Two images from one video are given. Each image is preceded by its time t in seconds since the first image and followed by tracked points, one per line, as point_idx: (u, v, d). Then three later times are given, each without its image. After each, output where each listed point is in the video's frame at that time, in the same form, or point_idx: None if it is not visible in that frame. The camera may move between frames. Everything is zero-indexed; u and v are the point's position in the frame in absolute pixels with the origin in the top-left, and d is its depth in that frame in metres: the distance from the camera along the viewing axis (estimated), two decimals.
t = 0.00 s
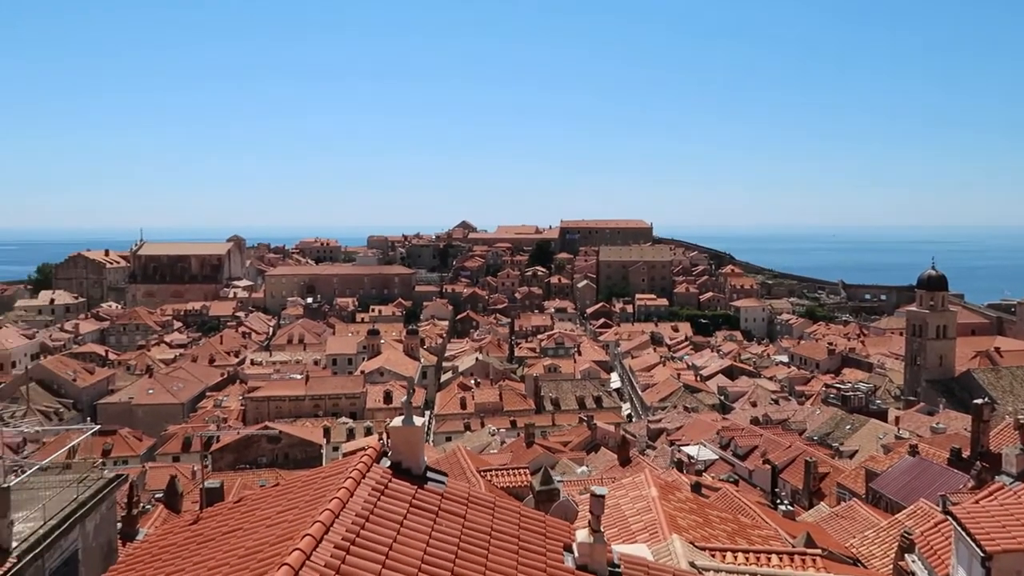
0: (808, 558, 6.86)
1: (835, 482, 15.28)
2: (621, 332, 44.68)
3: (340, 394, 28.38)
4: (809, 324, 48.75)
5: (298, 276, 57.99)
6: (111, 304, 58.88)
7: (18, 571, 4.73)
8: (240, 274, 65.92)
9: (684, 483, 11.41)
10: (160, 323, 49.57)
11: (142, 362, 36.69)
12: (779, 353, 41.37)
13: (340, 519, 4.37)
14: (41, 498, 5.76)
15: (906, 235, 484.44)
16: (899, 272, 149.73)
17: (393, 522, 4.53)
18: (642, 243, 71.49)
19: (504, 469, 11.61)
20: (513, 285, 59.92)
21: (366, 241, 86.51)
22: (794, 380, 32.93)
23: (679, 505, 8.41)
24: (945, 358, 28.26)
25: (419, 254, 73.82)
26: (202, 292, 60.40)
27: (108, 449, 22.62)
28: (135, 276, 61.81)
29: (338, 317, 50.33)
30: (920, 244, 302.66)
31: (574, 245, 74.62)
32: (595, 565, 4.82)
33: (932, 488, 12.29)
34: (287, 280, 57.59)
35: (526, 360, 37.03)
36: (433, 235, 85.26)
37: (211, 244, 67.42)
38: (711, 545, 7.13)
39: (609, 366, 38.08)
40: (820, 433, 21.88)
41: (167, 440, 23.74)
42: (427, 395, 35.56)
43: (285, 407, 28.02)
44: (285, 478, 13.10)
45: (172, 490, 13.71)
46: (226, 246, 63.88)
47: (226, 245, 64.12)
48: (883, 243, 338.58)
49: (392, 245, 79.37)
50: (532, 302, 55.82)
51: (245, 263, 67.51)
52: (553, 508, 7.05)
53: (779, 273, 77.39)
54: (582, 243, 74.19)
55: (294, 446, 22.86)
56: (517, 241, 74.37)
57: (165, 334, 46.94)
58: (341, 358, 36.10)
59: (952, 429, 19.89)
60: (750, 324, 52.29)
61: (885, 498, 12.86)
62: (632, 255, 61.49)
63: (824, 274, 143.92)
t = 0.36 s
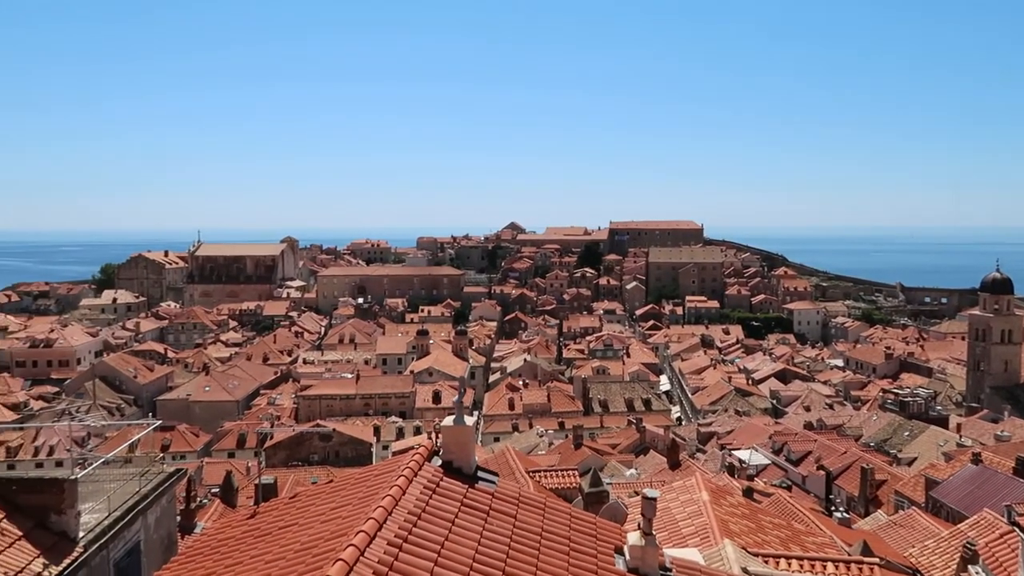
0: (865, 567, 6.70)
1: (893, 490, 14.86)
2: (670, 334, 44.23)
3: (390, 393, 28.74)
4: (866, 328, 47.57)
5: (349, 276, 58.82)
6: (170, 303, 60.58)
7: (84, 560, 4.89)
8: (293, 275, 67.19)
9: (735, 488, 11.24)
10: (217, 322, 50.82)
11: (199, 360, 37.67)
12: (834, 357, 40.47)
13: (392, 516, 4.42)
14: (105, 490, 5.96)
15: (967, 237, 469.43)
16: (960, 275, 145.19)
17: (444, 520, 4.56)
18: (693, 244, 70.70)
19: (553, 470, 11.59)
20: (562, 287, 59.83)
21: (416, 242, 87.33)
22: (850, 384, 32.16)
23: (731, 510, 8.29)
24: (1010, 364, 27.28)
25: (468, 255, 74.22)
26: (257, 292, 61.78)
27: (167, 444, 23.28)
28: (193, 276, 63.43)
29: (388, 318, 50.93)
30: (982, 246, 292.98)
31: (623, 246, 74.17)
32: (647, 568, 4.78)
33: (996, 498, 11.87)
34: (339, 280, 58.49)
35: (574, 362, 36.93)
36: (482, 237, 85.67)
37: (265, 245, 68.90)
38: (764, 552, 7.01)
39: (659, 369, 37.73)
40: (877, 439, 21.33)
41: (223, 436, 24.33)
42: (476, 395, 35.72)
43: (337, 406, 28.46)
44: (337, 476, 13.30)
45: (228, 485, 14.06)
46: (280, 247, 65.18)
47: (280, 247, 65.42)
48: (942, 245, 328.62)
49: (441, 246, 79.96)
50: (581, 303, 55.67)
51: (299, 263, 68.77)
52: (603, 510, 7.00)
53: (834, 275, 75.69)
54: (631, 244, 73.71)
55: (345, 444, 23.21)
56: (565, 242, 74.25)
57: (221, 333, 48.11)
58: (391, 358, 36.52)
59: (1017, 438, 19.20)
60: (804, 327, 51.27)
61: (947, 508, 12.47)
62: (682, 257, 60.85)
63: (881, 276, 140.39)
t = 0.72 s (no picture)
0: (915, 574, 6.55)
1: (944, 496, 14.48)
2: (713, 334, 43.71)
3: (431, 392, 28.98)
4: (916, 330, 46.43)
5: (391, 276, 59.34)
6: (217, 301, 61.84)
7: (136, 551, 5.02)
8: (337, 274, 68.07)
9: (779, 491, 11.07)
10: (262, 320, 51.70)
11: (245, 357, 38.41)
12: (882, 359, 39.56)
13: (435, 513, 4.45)
14: (155, 483, 6.10)
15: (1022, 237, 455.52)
16: (1016, 275, 140.78)
17: (486, 519, 4.57)
18: (736, 244, 69.79)
19: (594, 470, 11.55)
20: (603, 286, 59.54)
21: (457, 241, 87.74)
22: (899, 388, 31.42)
23: (775, 515, 8.16)
24: None
25: (509, 255, 74.31)
26: (301, 291, 62.73)
27: (214, 439, 23.77)
28: (239, 275, 64.70)
29: (429, 317, 51.26)
30: None
31: (665, 246, 73.51)
32: (690, 570, 4.74)
33: None
34: (381, 279, 59.05)
35: (615, 362, 36.74)
36: (523, 236, 85.73)
37: (309, 244, 69.92)
38: (809, 556, 6.89)
39: (701, 370, 37.31)
40: (927, 444, 20.80)
41: (267, 432, 24.74)
42: (516, 395, 35.75)
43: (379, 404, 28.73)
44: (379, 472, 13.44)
45: (273, 480, 14.31)
46: (323, 247, 66.08)
47: (323, 246, 66.33)
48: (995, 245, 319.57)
49: (482, 246, 80.20)
50: (622, 303, 55.33)
51: (342, 263, 69.63)
52: (645, 511, 6.97)
53: (883, 275, 74.02)
54: (673, 244, 73.04)
55: (387, 441, 23.47)
56: (607, 241, 73.89)
57: (266, 330, 48.94)
58: (432, 356, 36.76)
59: None
60: (851, 328, 50.24)
61: (1001, 516, 12.11)
62: (725, 256, 60.10)
63: (932, 276, 136.87)
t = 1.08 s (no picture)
0: None
1: (990, 501, 14.14)
2: (750, 334, 43.21)
3: (465, 389, 29.07)
4: (960, 330, 45.40)
5: (426, 274, 59.64)
6: (255, 299, 62.74)
7: (178, 544, 5.10)
8: (372, 272, 68.62)
9: (818, 493, 10.90)
10: (299, 317, 52.33)
11: (282, 354, 38.93)
12: (925, 360, 38.73)
13: (472, 511, 4.45)
14: (196, 477, 6.20)
15: None
16: None
17: (523, 517, 4.57)
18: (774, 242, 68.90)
19: (629, 470, 11.48)
20: (637, 285, 59.22)
21: (491, 240, 87.89)
22: (942, 389, 30.75)
23: (815, 516, 8.03)
24: None
25: (543, 253, 74.22)
26: (337, 288, 63.37)
27: (252, 435, 24.10)
28: (277, 273, 65.55)
29: (464, 314, 51.40)
30: None
31: (701, 244, 72.84)
32: (728, 571, 4.69)
33: None
34: (415, 277, 59.39)
35: (650, 361, 36.51)
36: (557, 234, 85.58)
37: (345, 242, 70.57)
38: (851, 560, 6.76)
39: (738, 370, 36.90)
40: (971, 446, 20.32)
41: (304, 428, 25.04)
42: (550, 393, 35.72)
43: (414, 401, 28.91)
44: (415, 469, 13.53)
45: (311, 476, 14.49)
46: (359, 245, 66.66)
47: (359, 245, 66.93)
48: None
49: (516, 244, 80.23)
50: (657, 302, 54.93)
51: (377, 261, 70.17)
52: (682, 511, 6.90)
53: (926, 274, 72.46)
54: (709, 242, 72.33)
55: (422, 438, 23.61)
56: (642, 239, 73.43)
57: (303, 328, 49.53)
58: (467, 354, 36.90)
59: None
60: (893, 328, 49.29)
61: None
62: (762, 255, 59.33)
63: (976, 275, 133.80)
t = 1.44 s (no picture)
0: None
1: None
2: (798, 336, 42.45)
3: (508, 390, 29.13)
4: (1019, 334, 43.91)
5: (470, 274, 59.91)
6: (302, 298, 63.79)
7: (229, 537, 5.20)
8: (416, 272, 69.20)
9: (869, 501, 10.65)
10: (345, 317, 53.02)
11: (328, 353, 39.52)
12: (982, 365, 37.56)
13: (516, 511, 4.46)
14: (246, 473, 6.33)
15: None
16: None
17: (567, 518, 4.56)
18: (823, 244, 67.55)
19: (673, 473, 11.36)
20: (682, 286, 58.65)
21: (535, 241, 87.96)
22: (1000, 396, 29.78)
23: (866, 525, 7.85)
24: None
25: (587, 254, 73.99)
26: (382, 289, 64.08)
27: (299, 432, 24.50)
28: (323, 273, 66.52)
29: (507, 315, 51.50)
30: None
31: (747, 245, 71.83)
32: None
33: None
34: (460, 277, 59.72)
35: (695, 363, 36.11)
36: (601, 235, 85.20)
37: (390, 243, 71.28)
38: (903, 571, 6.58)
39: (786, 374, 36.30)
40: None
41: (350, 426, 25.38)
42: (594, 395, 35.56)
43: (457, 401, 29.07)
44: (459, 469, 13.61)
45: (355, 473, 14.67)
46: (404, 246, 67.29)
47: (404, 245, 67.56)
48: None
49: (560, 245, 80.11)
50: (702, 303, 54.29)
51: (421, 261, 70.73)
52: (727, 516, 6.80)
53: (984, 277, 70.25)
54: (756, 243, 71.27)
55: (466, 438, 23.71)
56: (686, 240, 72.74)
57: (349, 327, 50.18)
58: (510, 355, 36.98)
59: None
60: (947, 332, 47.89)
61: None
62: (811, 256, 58.27)
63: None
